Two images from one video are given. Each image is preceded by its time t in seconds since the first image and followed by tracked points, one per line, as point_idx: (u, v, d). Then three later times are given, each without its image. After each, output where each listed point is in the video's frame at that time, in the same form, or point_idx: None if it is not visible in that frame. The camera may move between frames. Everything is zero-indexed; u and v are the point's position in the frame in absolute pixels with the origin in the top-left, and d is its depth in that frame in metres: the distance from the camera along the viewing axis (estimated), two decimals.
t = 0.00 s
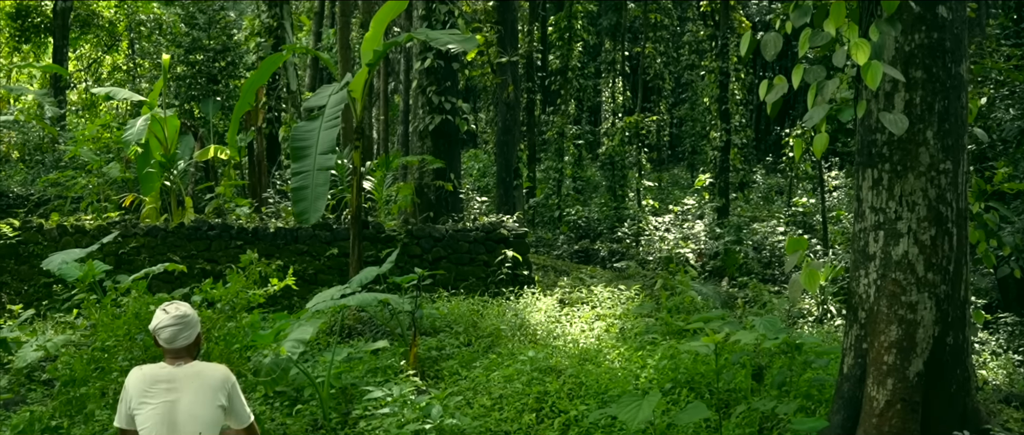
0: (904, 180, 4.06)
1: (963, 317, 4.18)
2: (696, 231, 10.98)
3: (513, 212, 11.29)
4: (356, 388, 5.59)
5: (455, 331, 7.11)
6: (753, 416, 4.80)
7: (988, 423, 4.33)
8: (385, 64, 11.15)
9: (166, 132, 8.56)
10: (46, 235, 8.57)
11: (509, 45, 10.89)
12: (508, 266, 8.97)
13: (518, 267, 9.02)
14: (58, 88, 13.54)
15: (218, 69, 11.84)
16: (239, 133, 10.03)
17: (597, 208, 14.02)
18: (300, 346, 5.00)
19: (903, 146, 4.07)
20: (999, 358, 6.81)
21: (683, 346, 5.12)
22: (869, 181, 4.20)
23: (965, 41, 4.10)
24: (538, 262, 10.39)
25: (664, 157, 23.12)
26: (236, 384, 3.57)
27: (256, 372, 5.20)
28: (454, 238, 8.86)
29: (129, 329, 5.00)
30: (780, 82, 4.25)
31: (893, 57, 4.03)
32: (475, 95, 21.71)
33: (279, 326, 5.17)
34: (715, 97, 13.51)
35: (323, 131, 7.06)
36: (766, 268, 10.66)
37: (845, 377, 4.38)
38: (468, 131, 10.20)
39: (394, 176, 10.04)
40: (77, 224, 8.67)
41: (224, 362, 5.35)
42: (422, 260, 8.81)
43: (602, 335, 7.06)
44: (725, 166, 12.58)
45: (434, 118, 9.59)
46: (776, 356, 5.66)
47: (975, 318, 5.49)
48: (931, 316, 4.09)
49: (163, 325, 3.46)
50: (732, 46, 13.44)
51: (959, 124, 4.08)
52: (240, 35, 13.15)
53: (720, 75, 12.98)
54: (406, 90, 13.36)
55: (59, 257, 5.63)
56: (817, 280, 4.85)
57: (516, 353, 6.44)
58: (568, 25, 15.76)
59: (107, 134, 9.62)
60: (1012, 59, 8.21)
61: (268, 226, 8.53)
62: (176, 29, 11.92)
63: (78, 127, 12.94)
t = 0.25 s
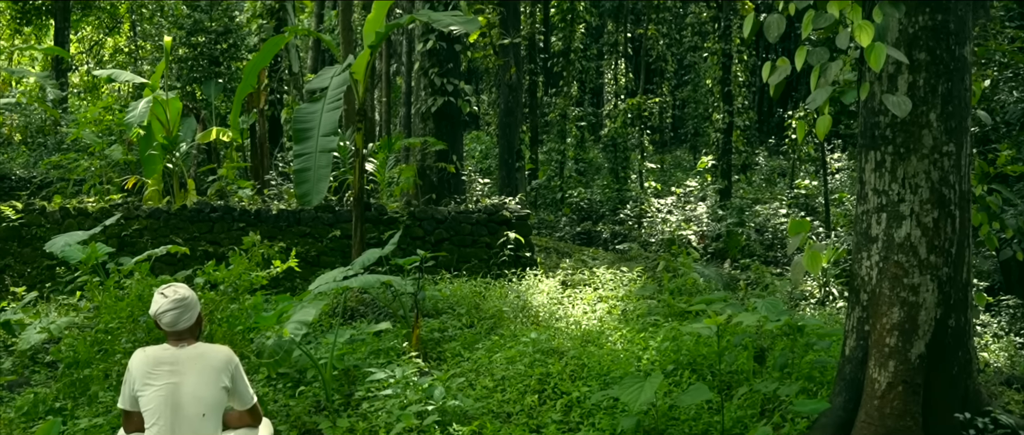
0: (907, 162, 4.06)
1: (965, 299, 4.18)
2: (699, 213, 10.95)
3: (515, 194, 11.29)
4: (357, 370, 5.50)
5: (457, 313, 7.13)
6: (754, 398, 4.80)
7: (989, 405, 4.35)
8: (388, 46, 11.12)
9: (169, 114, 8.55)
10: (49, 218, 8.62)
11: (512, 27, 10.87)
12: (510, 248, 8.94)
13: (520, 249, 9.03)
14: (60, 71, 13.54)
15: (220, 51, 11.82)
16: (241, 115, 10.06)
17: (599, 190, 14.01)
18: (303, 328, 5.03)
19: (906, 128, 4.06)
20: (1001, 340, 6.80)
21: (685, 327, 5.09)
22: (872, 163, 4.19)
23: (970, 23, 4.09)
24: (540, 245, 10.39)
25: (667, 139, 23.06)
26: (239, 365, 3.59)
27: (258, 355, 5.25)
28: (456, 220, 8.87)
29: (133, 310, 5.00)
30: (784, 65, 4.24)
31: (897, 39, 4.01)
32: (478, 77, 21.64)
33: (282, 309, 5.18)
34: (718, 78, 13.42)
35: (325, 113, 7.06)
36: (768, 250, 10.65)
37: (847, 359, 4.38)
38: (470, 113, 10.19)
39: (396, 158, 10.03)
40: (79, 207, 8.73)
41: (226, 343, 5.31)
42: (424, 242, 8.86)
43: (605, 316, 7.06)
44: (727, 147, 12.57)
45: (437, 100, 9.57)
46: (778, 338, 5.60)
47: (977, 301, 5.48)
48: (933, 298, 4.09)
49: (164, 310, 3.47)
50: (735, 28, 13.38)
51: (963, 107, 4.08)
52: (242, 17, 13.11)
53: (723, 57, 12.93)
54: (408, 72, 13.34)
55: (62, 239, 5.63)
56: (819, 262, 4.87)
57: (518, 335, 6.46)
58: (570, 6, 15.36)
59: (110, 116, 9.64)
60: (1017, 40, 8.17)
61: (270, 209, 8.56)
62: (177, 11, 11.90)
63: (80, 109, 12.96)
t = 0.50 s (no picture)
0: (910, 144, 4.05)
1: (967, 281, 4.18)
2: (701, 194, 10.88)
3: (518, 176, 11.26)
4: (360, 351, 5.54)
5: (459, 295, 7.15)
6: (756, 380, 4.79)
7: (991, 388, 4.35)
8: (390, 28, 11.08)
9: (171, 96, 8.53)
10: (51, 200, 8.66)
11: (514, 8, 10.83)
12: (513, 230, 8.97)
13: (523, 230, 9.05)
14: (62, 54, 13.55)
15: (222, 33, 11.81)
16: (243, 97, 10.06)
17: (602, 172, 14.00)
18: (306, 310, 5.00)
19: (909, 110, 4.05)
20: (1003, 322, 6.80)
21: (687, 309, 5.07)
22: (874, 145, 4.19)
23: (974, 5, 4.06)
24: (542, 226, 10.40)
25: (669, 121, 23.00)
26: (243, 346, 3.65)
27: (261, 336, 5.24)
28: (458, 202, 8.88)
29: (135, 292, 5.05)
30: (786, 46, 4.22)
31: (901, 20, 3.99)
32: (480, 59, 21.58)
33: (285, 290, 5.14)
34: (721, 60, 13.37)
35: (327, 94, 7.04)
36: (770, 232, 10.66)
37: (849, 341, 4.38)
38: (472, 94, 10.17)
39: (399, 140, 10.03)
40: (82, 189, 8.78)
41: (229, 326, 5.26)
42: (426, 224, 8.87)
43: (607, 298, 7.07)
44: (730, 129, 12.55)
45: (439, 81, 9.54)
46: (780, 321, 5.56)
47: (980, 284, 5.46)
48: (935, 280, 4.09)
49: (166, 291, 3.50)
50: (738, 9, 13.32)
51: (966, 89, 4.06)
52: None
53: (726, 38, 12.88)
54: (410, 54, 13.32)
55: (65, 222, 5.65)
56: (822, 244, 4.88)
57: (520, 317, 6.47)
58: None
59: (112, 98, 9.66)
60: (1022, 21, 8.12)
61: (272, 190, 8.59)
62: None
63: (83, 92, 12.98)
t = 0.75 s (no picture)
0: (913, 126, 4.04)
1: (969, 263, 4.18)
2: (703, 176, 10.87)
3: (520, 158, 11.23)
4: (363, 333, 5.58)
5: (462, 276, 7.17)
6: (758, 361, 4.78)
7: (992, 369, 4.36)
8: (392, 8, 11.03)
9: (173, 78, 8.49)
10: (54, 182, 8.71)
11: None
12: (515, 211, 8.98)
13: (525, 212, 9.06)
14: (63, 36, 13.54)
15: (223, 14, 11.78)
16: (245, 78, 10.06)
17: (604, 153, 13.97)
18: (309, 291, 5.04)
19: (912, 92, 4.04)
20: (1004, 305, 6.80)
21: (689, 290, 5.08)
22: (877, 127, 4.18)
23: None
24: (545, 208, 10.40)
25: (672, 102, 22.92)
26: (245, 328, 3.69)
27: (264, 318, 5.21)
28: (461, 184, 8.89)
29: (138, 274, 5.04)
30: (789, 27, 4.19)
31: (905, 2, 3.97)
32: (482, 40, 21.50)
33: (287, 271, 5.12)
34: (724, 41, 13.30)
35: (329, 76, 7.01)
36: (772, 214, 10.67)
37: (851, 323, 4.38)
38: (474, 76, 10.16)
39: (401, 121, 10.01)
40: (84, 171, 8.81)
41: (232, 307, 5.21)
42: (429, 205, 8.88)
43: (609, 279, 7.08)
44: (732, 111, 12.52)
45: (441, 63, 9.51)
46: (782, 302, 5.56)
47: (982, 266, 5.46)
48: (937, 262, 4.08)
49: (170, 271, 3.56)
50: None
51: (970, 71, 4.03)
52: None
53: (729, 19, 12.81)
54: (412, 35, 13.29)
55: (67, 204, 5.68)
56: (824, 226, 4.88)
57: (523, 298, 6.49)
58: None
59: (114, 80, 9.68)
60: None
61: (275, 172, 8.62)
62: None
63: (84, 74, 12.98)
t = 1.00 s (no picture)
0: (916, 108, 4.03)
1: (972, 245, 4.18)
2: (706, 158, 10.85)
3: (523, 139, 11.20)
4: (365, 314, 5.57)
5: (464, 257, 7.18)
6: (760, 343, 4.81)
7: (994, 351, 4.38)
8: None
9: (176, 60, 8.49)
10: (56, 165, 8.71)
11: None
12: (518, 193, 8.98)
13: (527, 194, 9.06)
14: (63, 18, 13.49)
15: None
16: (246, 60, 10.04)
17: (606, 135, 13.94)
18: (311, 272, 5.08)
19: (915, 74, 4.02)
20: (1006, 286, 6.81)
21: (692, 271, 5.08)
22: (880, 109, 4.17)
23: None
24: (547, 189, 10.39)
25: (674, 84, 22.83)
26: (249, 309, 3.74)
27: (267, 299, 5.22)
28: (463, 165, 8.89)
29: (140, 255, 5.06)
30: (792, 9, 4.16)
31: None
32: (483, 21, 21.41)
33: (290, 252, 5.12)
34: (727, 22, 13.24)
35: (332, 57, 6.98)
36: (774, 196, 10.67)
37: (853, 305, 4.39)
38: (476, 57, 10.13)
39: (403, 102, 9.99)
40: (87, 153, 8.81)
41: (235, 287, 5.27)
42: (431, 187, 8.88)
43: (611, 260, 7.08)
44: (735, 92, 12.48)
45: (444, 44, 9.48)
46: (785, 283, 5.57)
47: (984, 248, 5.46)
48: (939, 244, 4.09)
49: (175, 251, 3.63)
50: None
51: (974, 52, 4.02)
52: None
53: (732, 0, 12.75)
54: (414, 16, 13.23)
55: (70, 186, 5.67)
56: (826, 208, 4.89)
57: (525, 279, 6.50)
58: None
59: (115, 62, 9.65)
60: None
61: (277, 154, 8.62)
62: None
63: (85, 55, 12.95)
